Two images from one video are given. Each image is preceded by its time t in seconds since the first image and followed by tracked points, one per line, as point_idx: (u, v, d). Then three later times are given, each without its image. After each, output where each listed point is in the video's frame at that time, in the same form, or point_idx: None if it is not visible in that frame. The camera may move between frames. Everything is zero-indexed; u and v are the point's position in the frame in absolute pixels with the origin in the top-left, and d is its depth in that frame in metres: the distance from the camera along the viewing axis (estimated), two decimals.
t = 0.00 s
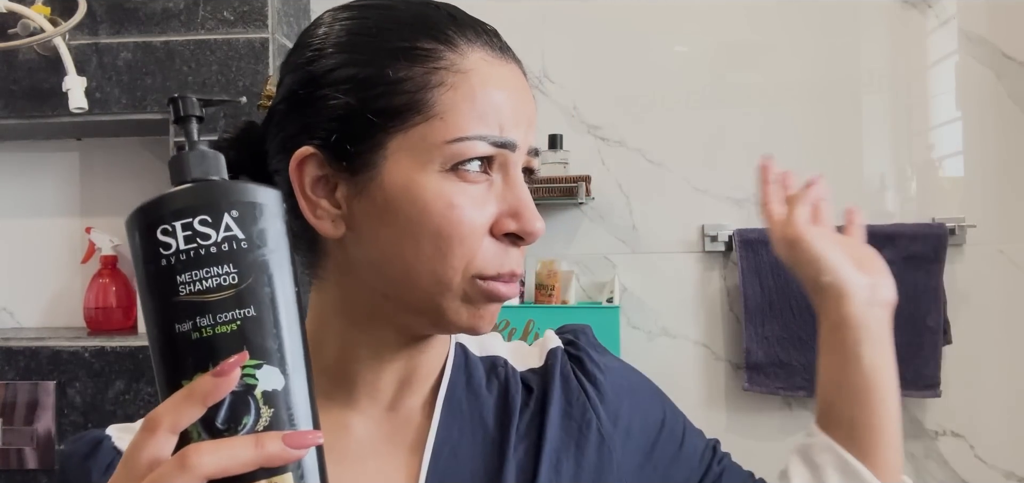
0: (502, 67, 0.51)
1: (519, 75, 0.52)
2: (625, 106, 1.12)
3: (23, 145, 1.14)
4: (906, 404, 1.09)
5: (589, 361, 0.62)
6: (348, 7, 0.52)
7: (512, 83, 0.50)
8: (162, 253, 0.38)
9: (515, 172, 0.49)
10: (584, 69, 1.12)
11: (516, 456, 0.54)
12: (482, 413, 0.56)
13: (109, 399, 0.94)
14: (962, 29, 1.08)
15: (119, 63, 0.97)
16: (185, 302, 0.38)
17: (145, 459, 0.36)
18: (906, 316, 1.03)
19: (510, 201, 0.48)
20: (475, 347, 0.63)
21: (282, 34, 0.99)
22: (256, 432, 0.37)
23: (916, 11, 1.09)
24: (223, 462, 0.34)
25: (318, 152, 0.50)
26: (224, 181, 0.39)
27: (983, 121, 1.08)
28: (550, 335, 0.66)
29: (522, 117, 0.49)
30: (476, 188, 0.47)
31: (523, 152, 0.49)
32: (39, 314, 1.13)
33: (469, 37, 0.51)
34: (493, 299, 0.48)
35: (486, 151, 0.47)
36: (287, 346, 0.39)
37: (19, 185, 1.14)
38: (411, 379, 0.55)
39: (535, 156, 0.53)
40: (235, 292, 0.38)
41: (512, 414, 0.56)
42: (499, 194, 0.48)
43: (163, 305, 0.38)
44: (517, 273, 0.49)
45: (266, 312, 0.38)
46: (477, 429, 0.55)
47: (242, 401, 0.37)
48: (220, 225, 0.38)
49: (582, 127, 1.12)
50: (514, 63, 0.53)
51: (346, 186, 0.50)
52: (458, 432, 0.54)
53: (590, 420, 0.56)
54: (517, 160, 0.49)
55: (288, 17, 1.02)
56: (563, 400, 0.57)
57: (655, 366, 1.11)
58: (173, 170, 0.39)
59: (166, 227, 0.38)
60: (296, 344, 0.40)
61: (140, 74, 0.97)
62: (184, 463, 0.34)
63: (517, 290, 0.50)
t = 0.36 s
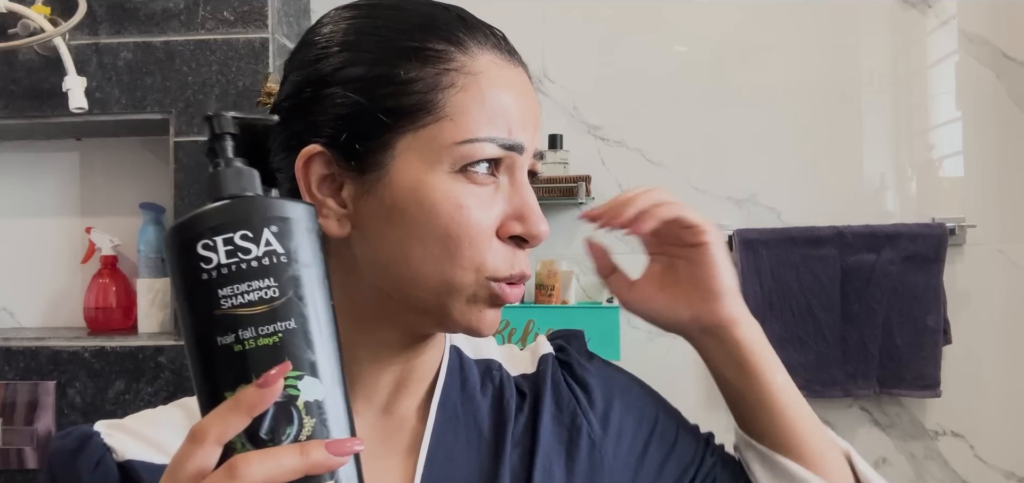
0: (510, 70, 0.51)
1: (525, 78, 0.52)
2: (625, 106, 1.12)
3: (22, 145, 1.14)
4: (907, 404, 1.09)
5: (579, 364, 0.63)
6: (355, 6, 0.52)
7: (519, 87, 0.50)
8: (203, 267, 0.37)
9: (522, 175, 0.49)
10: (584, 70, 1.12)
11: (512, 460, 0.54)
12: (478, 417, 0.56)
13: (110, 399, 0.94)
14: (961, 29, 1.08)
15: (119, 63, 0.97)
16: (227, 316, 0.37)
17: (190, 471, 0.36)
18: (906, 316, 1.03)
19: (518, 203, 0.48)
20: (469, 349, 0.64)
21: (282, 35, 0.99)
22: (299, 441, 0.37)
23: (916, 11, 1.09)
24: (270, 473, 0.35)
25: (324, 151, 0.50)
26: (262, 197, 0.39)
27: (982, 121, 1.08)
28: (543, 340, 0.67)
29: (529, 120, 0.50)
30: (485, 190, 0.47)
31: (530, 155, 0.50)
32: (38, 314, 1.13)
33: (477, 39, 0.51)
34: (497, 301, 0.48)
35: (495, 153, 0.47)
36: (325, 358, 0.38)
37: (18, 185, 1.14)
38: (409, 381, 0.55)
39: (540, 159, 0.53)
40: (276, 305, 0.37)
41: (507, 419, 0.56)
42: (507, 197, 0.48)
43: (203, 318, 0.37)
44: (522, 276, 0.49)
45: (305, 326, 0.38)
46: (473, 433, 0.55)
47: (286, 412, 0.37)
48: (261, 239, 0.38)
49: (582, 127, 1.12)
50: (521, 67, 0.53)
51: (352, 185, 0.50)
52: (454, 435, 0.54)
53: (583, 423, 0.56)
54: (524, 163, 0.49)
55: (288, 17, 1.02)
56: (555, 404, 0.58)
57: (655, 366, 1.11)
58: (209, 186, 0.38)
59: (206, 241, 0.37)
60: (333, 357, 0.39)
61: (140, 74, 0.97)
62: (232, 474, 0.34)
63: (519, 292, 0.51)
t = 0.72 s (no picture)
0: (507, 75, 0.51)
1: (522, 83, 0.52)
2: (625, 106, 1.12)
3: (22, 145, 1.14)
4: (907, 404, 1.09)
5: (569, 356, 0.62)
6: (354, 9, 0.52)
7: (516, 92, 0.50)
8: (208, 277, 0.37)
9: (517, 181, 0.49)
10: (584, 69, 1.12)
11: (503, 459, 0.53)
12: (470, 417, 0.55)
13: (110, 399, 0.94)
14: (961, 29, 1.08)
15: (119, 63, 0.97)
16: (230, 325, 0.37)
17: (189, 476, 0.36)
18: (906, 316, 1.03)
19: (511, 209, 0.48)
20: (463, 348, 0.63)
21: (282, 35, 0.99)
22: (297, 448, 0.37)
23: (916, 11, 1.09)
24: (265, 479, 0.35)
25: (319, 153, 0.50)
26: (269, 209, 0.39)
27: (983, 120, 1.08)
28: (535, 339, 0.67)
29: (524, 125, 0.50)
30: (479, 195, 0.47)
31: (525, 161, 0.50)
32: (38, 313, 1.13)
33: (475, 44, 0.51)
34: (489, 306, 0.48)
35: (489, 158, 0.47)
36: (324, 366, 0.38)
37: (19, 185, 1.14)
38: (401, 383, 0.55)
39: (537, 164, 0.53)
40: (278, 314, 0.37)
41: (499, 417, 0.55)
42: (500, 202, 0.48)
43: (207, 327, 0.37)
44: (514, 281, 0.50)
45: (307, 335, 0.38)
46: (464, 434, 0.54)
47: (285, 419, 0.37)
48: (266, 250, 0.38)
49: (582, 127, 1.12)
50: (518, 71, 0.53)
51: (347, 187, 0.50)
52: (446, 435, 0.54)
53: (574, 418, 0.56)
54: (519, 169, 0.49)
55: (288, 17, 1.02)
56: (546, 400, 0.57)
57: (655, 366, 1.11)
58: (218, 198, 0.39)
59: (212, 252, 0.37)
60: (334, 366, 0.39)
61: (140, 74, 0.97)
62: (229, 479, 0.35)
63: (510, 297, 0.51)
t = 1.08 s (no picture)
0: (436, 42, 0.48)
1: (462, 49, 0.48)
2: (625, 106, 1.12)
3: (22, 145, 1.14)
4: (907, 404, 1.09)
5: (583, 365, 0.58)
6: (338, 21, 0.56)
7: (440, 58, 0.47)
8: (186, 269, 0.37)
9: (437, 150, 0.45)
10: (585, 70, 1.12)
11: (509, 465, 0.50)
12: (479, 421, 0.52)
13: (110, 399, 0.94)
14: (961, 29, 1.08)
15: (119, 63, 0.97)
16: (212, 318, 0.37)
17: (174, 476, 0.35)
18: (906, 316, 1.03)
19: (422, 181, 0.44)
20: (475, 350, 0.58)
21: (282, 35, 0.99)
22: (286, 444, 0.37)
23: (916, 11, 1.09)
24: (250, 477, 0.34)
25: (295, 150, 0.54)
26: (248, 195, 0.39)
27: (982, 120, 1.08)
28: (548, 344, 0.62)
29: (447, 92, 0.46)
30: (388, 168, 0.45)
31: (448, 128, 0.46)
32: (39, 314, 1.13)
33: (408, 19, 0.50)
34: (405, 287, 0.44)
35: (395, 126, 0.46)
36: (313, 359, 0.39)
37: (19, 185, 1.14)
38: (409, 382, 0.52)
39: (486, 136, 0.48)
40: (262, 307, 0.38)
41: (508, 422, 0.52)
42: (414, 175, 0.45)
43: (187, 321, 0.37)
44: (438, 260, 0.44)
45: (292, 327, 0.38)
46: (473, 437, 0.51)
47: (272, 414, 0.37)
48: (245, 240, 0.38)
49: (582, 127, 1.12)
50: (467, 40, 0.49)
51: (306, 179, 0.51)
52: (452, 438, 0.51)
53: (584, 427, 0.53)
54: (439, 137, 0.45)
55: (288, 17, 1.02)
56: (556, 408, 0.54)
57: (655, 366, 1.11)
58: (193, 183, 0.38)
59: (189, 243, 0.37)
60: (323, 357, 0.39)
61: (140, 74, 0.97)
62: (215, 478, 0.34)
63: (445, 284, 0.45)
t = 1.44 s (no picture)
0: (427, 44, 0.49)
1: (453, 48, 0.49)
2: (625, 106, 1.12)
3: (22, 145, 1.14)
4: (907, 404, 1.09)
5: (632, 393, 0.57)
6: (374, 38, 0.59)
7: (428, 59, 0.48)
8: (165, 219, 0.36)
9: (425, 150, 0.47)
10: (585, 70, 1.12)
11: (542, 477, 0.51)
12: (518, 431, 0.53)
13: (110, 399, 0.94)
14: (961, 30, 1.08)
15: (119, 63, 0.97)
16: (191, 274, 0.36)
17: (161, 431, 0.36)
18: (906, 316, 1.03)
19: (407, 180, 0.46)
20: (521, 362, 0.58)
21: (282, 34, 0.99)
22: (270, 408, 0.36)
23: (916, 12, 1.09)
24: (229, 438, 0.34)
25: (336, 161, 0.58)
26: (233, 136, 0.37)
27: (982, 121, 1.08)
28: (603, 363, 0.61)
29: (432, 92, 0.47)
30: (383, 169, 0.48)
31: (433, 128, 0.47)
32: (39, 314, 1.13)
33: (406, 26, 0.51)
34: (398, 284, 0.45)
35: (386, 130, 0.48)
36: (302, 321, 0.37)
37: (19, 185, 1.14)
38: (445, 380, 0.53)
39: (478, 132, 0.48)
40: (241, 263, 0.36)
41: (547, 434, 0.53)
42: (403, 175, 0.46)
43: (167, 274, 0.36)
44: (424, 254, 0.44)
45: (275, 287, 0.36)
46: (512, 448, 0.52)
47: (254, 379, 0.36)
48: (223, 189, 0.36)
49: (582, 127, 1.12)
50: (460, 39, 0.49)
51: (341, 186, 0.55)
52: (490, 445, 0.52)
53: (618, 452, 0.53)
54: (424, 138, 0.47)
55: (288, 17, 1.02)
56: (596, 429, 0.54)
57: (655, 366, 1.11)
58: (175, 118, 0.36)
59: (166, 190, 0.36)
60: (313, 318, 0.38)
61: (140, 74, 0.97)
62: (189, 437, 0.34)
63: (438, 281, 0.46)
